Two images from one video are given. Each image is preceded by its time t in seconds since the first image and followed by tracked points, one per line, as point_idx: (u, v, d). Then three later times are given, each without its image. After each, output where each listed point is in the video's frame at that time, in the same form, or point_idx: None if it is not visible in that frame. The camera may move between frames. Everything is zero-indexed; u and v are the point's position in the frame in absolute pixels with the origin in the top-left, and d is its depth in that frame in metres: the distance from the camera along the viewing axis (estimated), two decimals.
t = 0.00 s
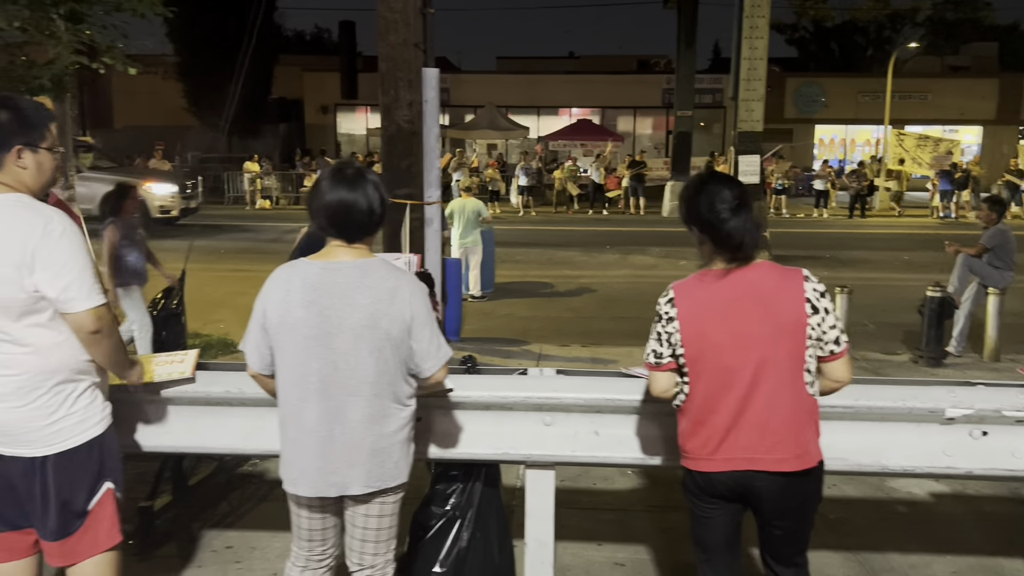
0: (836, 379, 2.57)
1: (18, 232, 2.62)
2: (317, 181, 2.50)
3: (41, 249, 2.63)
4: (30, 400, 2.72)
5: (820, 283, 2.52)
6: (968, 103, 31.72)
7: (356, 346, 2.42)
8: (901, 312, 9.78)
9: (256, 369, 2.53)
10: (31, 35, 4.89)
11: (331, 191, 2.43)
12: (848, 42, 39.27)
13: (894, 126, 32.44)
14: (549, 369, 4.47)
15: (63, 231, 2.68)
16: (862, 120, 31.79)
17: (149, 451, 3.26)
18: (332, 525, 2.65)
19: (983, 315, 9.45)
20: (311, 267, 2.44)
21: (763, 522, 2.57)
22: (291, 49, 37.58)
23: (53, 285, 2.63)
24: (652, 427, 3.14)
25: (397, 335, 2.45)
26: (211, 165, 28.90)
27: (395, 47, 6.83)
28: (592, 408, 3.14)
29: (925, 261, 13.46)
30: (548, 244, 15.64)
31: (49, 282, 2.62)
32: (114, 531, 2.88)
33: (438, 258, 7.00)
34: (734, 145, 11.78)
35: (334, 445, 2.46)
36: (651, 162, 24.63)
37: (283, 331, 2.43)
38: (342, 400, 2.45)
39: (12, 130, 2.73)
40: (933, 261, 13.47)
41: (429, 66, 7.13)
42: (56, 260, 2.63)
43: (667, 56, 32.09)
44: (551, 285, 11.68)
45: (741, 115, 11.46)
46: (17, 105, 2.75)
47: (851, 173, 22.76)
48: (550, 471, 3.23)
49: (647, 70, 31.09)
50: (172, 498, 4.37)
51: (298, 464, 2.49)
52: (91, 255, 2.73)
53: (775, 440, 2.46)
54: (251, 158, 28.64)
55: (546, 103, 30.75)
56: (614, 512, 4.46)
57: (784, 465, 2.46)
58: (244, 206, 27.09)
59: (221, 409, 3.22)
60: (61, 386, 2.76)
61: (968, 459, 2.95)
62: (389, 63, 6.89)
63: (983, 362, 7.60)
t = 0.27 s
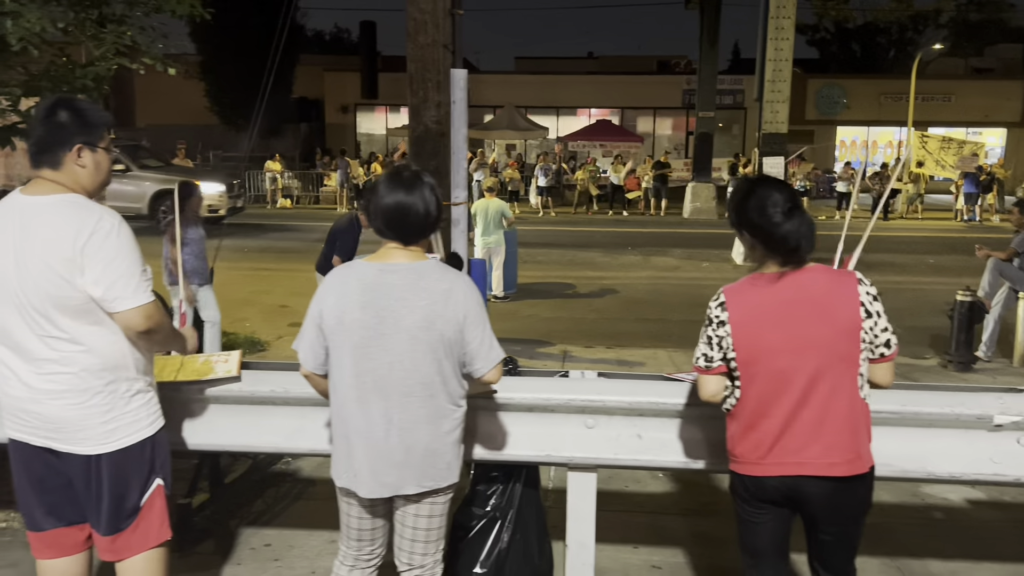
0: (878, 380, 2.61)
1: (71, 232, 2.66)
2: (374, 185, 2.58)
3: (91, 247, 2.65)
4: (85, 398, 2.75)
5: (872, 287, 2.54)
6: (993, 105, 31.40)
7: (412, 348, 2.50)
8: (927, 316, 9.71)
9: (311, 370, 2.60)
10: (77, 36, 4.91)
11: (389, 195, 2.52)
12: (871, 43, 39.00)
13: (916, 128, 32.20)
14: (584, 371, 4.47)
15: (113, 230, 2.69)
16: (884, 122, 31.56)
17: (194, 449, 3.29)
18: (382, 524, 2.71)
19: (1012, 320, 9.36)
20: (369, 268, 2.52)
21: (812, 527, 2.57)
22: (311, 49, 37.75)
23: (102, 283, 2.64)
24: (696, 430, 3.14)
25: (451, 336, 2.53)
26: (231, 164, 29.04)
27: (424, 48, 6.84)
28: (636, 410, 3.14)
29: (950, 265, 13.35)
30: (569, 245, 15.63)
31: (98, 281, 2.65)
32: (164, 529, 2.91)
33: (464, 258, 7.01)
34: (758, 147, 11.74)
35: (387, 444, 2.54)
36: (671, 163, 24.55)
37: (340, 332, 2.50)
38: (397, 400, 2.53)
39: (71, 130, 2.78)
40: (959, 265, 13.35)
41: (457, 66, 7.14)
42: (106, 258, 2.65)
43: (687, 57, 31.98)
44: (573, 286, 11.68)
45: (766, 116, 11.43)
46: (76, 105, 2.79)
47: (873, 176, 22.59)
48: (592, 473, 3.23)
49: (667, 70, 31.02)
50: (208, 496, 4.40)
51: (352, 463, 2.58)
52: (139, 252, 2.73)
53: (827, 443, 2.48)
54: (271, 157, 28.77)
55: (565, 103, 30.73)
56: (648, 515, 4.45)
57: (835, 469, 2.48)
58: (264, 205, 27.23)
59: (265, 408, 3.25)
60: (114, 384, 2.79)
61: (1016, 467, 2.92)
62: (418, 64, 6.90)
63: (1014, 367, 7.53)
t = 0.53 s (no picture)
0: (925, 386, 2.62)
1: (119, 235, 2.68)
2: (423, 188, 2.63)
3: (141, 250, 2.68)
4: (131, 398, 2.78)
5: (918, 291, 2.54)
6: (1011, 108, 31.17)
7: (458, 350, 2.54)
8: (948, 320, 9.67)
9: (358, 370, 2.65)
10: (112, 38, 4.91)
11: (438, 197, 2.58)
12: (886, 45, 38.79)
13: (932, 130, 32.05)
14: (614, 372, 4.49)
15: (162, 233, 2.73)
16: (900, 125, 31.44)
17: (232, 448, 3.33)
18: (425, 523, 2.75)
19: None
20: (416, 271, 2.56)
21: (855, 531, 2.58)
22: (327, 49, 37.90)
23: (153, 286, 2.68)
24: (732, 433, 3.15)
25: (497, 339, 2.56)
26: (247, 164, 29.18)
27: (448, 49, 6.83)
28: (673, 413, 3.16)
29: (969, 269, 13.29)
30: (585, 246, 15.64)
31: (148, 284, 2.68)
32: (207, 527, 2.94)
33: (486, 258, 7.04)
34: (777, 149, 11.74)
35: (433, 445, 2.59)
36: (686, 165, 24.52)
37: (388, 333, 2.55)
38: (443, 401, 2.57)
39: (118, 133, 2.81)
40: (978, 269, 13.29)
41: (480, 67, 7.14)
42: (156, 262, 2.68)
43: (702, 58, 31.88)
44: (592, 288, 11.70)
45: (785, 119, 11.42)
46: (122, 108, 2.82)
47: (890, 179, 22.51)
48: (628, 475, 3.25)
49: (682, 72, 31.00)
50: (240, 493, 4.44)
51: (398, 463, 2.62)
52: (188, 255, 2.77)
53: (873, 447, 2.49)
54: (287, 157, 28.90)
55: (579, 104, 30.74)
56: (677, 517, 4.47)
57: (881, 472, 2.48)
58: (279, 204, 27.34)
59: (305, 407, 3.29)
60: (159, 385, 2.82)
61: None
62: (441, 65, 6.90)
63: None
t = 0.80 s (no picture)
0: (955, 393, 2.63)
1: (151, 236, 2.70)
2: (456, 191, 2.66)
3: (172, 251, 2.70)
4: (161, 398, 2.80)
5: (947, 297, 2.55)
6: (1021, 113, 31.11)
7: (489, 352, 2.55)
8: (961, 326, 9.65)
9: (388, 371, 2.67)
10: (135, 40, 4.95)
11: (470, 201, 2.61)
12: (894, 50, 38.73)
13: (941, 136, 31.99)
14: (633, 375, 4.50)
15: (192, 234, 2.75)
16: (909, 130, 31.38)
17: (258, 448, 3.35)
18: (452, 525, 2.76)
19: None
20: (448, 273, 2.59)
21: (883, 536, 2.58)
22: (335, 52, 38.01)
23: (184, 287, 2.70)
24: (756, 437, 3.16)
25: (527, 343, 2.57)
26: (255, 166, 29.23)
27: (463, 52, 6.78)
28: (699, 417, 3.16)
29: (981, 274, 13.26)
30: (595, 250, 15.65)
31: (179, 284, 2.70)
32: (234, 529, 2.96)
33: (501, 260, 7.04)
34: (789, 154, 11.76)
35: (463, 447, 2.60)
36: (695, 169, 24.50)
37: (419, 335, 2.57)
38: (473, 404, 2.59)
39: (146, 134, 2.82)
40: (990, 275, 13.27)
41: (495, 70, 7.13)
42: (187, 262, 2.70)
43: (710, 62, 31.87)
44: (603, 291, 11.70)
45: (797, 123, 11.45)
46: (149, 110, 2.83)
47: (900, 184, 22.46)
48: (652, 479, 3.26)
49: (690, 76, 31.01)
50: (259, 495, 4.46)
51: (427, 465, 2.63)
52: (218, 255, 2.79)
53: (903, 452, 2.49)
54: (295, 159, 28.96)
55: (587, 108, 30.76)
56: (695, 521, 4.47)
57: (911, 478, 2.49)
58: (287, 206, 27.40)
59: (330, 408, 3.30)
60: (189, 386, 2.83)
61: None
62: (456, 68, 6.90)
63: None
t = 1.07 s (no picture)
0: (965, 394, 2.65)
1: (164, 236, 2.71)
2: (470, 192, 2.68)
3: (184, 251, 2.71)
4: (172, 398, 2.81)
5: (960, 301, 2.55)
6: None
7: (501, 354, 2.56)
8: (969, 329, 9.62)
9: (399, 371, 2.68)
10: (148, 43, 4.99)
11: (485, 203, 2.62)
12: (902, 53, 38.59)
13: (949, 139, 31.91)
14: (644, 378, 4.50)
15: (205, 233, 2.76)
16: (917, 133, 31.30)
17: (268, 449, 3.36)
18: (462, 527, 2.77)
19: None
20: (461, 274, 2.61)
21: (895, 540, 2.58)
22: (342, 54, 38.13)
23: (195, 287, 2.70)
24: (766, 441, 3.16)
25: (539, 345, 2.58)
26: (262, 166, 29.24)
27: (472, 55, 6.83)
28: (709, 421, 3.16)
29: (989, 279, 13.21)
30: (602, 252, 15.65)
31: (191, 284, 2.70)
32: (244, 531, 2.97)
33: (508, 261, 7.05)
34: (796, 157, 11.76)
35: (473, 449, 2.61)
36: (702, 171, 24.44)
37: (431, 336, 2.58)
38: (484, 406, 2.59)
39: (158, 136, 2.83)
40: (998, 279, 13.22)
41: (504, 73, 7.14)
42: (199, 262, 2.71)
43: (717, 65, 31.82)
44: (609, 294, 11.70)
45: (804, 126, 11.45)
46: (161, 111, 2.84)
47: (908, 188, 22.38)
48: (661, 482, 3.26)
49: (697, 79, 31.00)
50: (269, 496, 4.49)
51: (438, 468, 2.64)
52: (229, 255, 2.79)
53: (916, 457, 2.49)
54: (302, 160, 29.01)
55: (594, 110, 30.76)
56: (702, 524, 4.48)
57: (923, 482, 2.49)
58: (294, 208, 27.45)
59: (340, 409, 3.32)
60: (200, 386, 2.84)
61: None
62: (465, 71, 6.91)
63: None
